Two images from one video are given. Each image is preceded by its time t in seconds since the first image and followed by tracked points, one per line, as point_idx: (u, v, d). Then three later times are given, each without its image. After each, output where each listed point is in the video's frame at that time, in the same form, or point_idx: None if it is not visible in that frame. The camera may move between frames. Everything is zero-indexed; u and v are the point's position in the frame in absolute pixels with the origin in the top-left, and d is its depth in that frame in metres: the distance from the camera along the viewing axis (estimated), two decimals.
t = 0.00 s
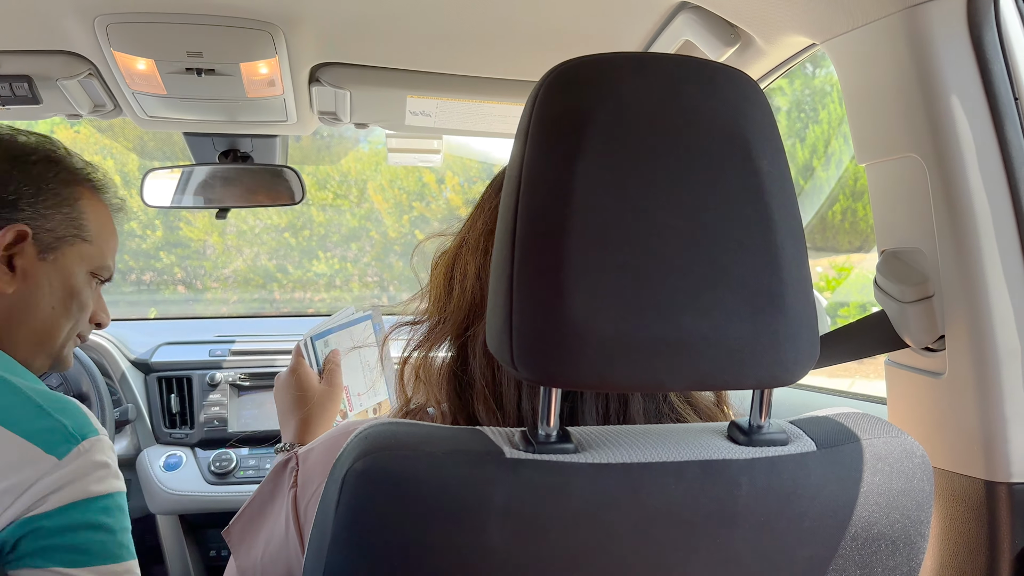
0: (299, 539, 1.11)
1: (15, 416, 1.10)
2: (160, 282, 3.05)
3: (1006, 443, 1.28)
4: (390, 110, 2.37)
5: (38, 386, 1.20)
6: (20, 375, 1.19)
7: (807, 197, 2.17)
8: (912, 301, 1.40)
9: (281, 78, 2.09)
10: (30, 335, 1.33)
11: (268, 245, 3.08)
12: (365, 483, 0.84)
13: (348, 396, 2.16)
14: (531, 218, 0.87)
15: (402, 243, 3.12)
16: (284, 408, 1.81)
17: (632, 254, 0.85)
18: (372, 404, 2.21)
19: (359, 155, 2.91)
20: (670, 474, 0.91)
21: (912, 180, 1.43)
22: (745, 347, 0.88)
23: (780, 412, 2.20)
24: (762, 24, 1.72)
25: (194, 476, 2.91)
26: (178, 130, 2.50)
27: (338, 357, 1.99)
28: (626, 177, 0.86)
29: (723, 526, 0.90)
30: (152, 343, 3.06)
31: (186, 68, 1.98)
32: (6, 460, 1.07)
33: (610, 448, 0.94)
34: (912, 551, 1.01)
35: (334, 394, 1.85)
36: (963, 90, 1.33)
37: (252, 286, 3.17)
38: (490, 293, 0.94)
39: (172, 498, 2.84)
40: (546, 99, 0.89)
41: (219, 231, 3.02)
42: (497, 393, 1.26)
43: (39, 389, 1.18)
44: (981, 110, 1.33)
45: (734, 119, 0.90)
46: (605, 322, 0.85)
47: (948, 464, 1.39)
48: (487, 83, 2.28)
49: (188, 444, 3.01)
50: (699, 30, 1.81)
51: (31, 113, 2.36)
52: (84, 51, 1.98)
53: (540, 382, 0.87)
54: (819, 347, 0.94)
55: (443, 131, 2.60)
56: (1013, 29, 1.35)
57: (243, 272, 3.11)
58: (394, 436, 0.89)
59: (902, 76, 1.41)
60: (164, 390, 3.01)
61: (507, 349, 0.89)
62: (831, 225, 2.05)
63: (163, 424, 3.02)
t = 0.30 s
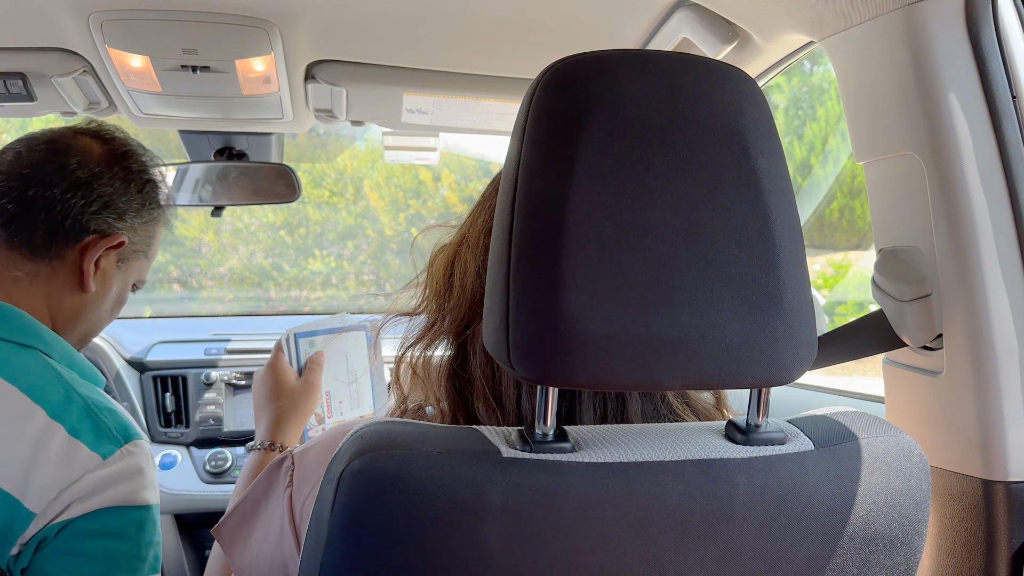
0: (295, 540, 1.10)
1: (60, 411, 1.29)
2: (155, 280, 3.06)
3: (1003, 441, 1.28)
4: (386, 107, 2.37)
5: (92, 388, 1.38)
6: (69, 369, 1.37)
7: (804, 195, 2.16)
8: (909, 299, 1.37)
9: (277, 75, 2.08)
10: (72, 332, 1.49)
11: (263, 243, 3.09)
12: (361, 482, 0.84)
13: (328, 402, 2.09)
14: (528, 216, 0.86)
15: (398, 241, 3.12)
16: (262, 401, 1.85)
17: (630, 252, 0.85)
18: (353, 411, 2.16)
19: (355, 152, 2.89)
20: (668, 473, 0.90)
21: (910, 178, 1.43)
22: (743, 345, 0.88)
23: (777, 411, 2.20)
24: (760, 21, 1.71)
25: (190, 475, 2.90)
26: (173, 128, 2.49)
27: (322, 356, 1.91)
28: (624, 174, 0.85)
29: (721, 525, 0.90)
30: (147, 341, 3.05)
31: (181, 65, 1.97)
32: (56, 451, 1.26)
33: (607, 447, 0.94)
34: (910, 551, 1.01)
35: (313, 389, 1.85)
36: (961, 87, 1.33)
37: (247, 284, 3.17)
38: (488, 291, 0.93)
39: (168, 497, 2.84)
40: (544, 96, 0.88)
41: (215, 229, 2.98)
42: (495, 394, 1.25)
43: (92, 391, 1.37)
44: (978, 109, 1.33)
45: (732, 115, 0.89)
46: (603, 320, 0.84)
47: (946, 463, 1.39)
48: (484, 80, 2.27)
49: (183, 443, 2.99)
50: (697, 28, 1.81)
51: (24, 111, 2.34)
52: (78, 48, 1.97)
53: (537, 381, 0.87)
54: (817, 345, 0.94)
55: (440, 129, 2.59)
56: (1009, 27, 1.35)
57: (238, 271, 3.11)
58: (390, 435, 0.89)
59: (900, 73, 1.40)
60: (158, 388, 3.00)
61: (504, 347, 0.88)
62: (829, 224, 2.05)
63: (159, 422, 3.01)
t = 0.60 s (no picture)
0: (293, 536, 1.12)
1: None
2: (150, 278, 3.16)
3: (1000, 440, 1.28)
4: (382, 105, 2.36)
5: None
6: None
7: (801, 194, 2.16)
8: (906, 297, 1.37)
9: (271, 72, 2.07)
10: None
11: (259, 242, 3.19)
12: (355, 481, 0.84)
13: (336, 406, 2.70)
14: (522, 213, 0.85)
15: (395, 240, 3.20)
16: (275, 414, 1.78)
17: (625, 249, 0.84)
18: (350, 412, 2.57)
19: (351, 151, 2.89)
20: (663, 472, 0.90)
21: (907, 177, 1.42)
22: (739, 343, 0.87)
23: (775, 410, 2.19)
24: (756, 19, 1.71)
25: (184, 474, 2.88)
26: (168, 125, 2.48)
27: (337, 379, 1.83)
28: (619, 171, 0.85)
29: (717, 525, 0.90)
30: (141, 340, 2.94)
31: (174, 62, 1.96)
32: None
33: (603, 446, 0.93)
34: (906, 551, 1.00)
35: (322, 403, 1.76)
36: (957, 84, 1.33)
37: (244, 283, 3.20)
38: (482, 289, 0.93)
39: (163, 496, 2.82)
40: (539, 92, 0.88)
41: (210, 228, 3.14)
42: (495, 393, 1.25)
43: None
44: (976, 106, 1.32)
45: (728, 111, 0.89)
46: (598, 318, 0.84)
47: (944, 463, 1.38)
48: (480, 77, 2.26)
49: (178, 442, 2.95)
50: (693, 25, 1.80)
51: (17, 108, 2.33)
52: (71, 45, 1.96)
53: (532, 379, 0.86)
54: (813, 343, 0.94)
55: (436, 126, 2.58)
56: (1006, 24, 1.34)
57: (234, 269, 3.20)
58: (385, 434, 0.89)
59: (897, 70, 1.40)
60: (153, 387, 2.93)
61: (498, 345, 0.88)
62: (826, 223, 2.05)
63: (153, 422, 2.96)
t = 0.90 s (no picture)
0: (296, 537, 1.11)
1: None
2: (148, 279, 3.08)
3: (1002, 441, 1.29)
4: (384, 107, 2.36)
5: None
6: None
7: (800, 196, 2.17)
8: (909, 300, 1.38)
9: (275, 75, 2.07)
10: None
11: (257, 243, 3.13)
12: (366, 482, 0.84)
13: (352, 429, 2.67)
14: (531, 217, 0.86)
15: (392, 240, 3.12)
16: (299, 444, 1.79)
17: (634, 253, 0.85)
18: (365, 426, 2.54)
19: (350, 152, 2.89)
20: (671, 474, 0.90)
21: (909, 180, 1.43)
22: (746, 346, 0.88)
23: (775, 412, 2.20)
24: (760, 23, 1.72)
25: (186, 475, 2.88)
26: (170, 127, 2.48)
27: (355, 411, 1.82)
28: (627, 175, 0.85)
29: (726, 526, 0.90)
30: (143, 341, 2.95)
31: (179, 65, 1.96)
32: None
33: (611, 447, 0.94)
34: (911, 551, 1.01)
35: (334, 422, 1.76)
36: (959, 89, 1.34)
37: (241, 284, 3.16)
38: (490, 293, 0.93)
39: (164, 497, 2.81)
40: (547, 97, 0.88)
41: (208, 228, 3.05)
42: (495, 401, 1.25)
43: None
44: (978, 110, 1.33)
45: (734, 116, 0.89)
46: (607, 321, 0.84)
47: (946, 464, 1.40)
48: (483, 80, 2.26)
49: (179, 443, 2.95)
50: (696, 28, 1.81)
51: (19, 110, 2.32)
52: (75, 48, 1.95)
53: (541, 382, 0.87)
54: (820, 346, 0.94)
55: (438, 128, 2.59)
56: (1008, 30, 1.35)
57: (231, 269, 3.14)
58: (394, 436, 0.89)
59: (901, 75, 1.41)
60: (154, 388, 2.92)
61: (507, 347, 0.88)
62: (824, 224, 2.06)
63: (154, 423, 2.95)
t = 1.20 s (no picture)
0: (290, 539, 1.12)
1: None
2: (143, 280, 3.05)
3: (995, 442, 1.29)
4: (379, 108, 2.36)
5: None
6: None
7: (796, 197, 2.18)
8: (903, 301, 1.38)
9: (269, 75, 2.07)
10: None
11: (253, 244, 3.13)
12: (357, 483, 0.84)
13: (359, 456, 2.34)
14: (523, 216, 0.86)
15: (389, 242, 3.09)
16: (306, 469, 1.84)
17: (626, 254, 0.84)
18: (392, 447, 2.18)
19: (346, 152, 2.92)
20: (663, 475, 0.90)
21: (903, 182, 1.43)
22: (739, 347, 0.88)
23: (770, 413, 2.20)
24: (754, 24, 1.72)
25: (180, 476, 2.87)
26: (164, 128, 2.48)
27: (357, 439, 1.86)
28: (619, 176, 0.85)
29: (718, 526, 0.90)
30: (137, 343, 2.92)
31: (172, 65, 1.96)
32: None
33: (603, 449, 0.94)
34: (903, 552, 1.00)
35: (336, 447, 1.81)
36: (952, 90, 1.34)
37: (237, 285, 3.13)
38: (483, 294, 0.93)
39: (158, 498, 2.80)
40: (540, 96, 0.88)
41: (204, 229, 3.07)
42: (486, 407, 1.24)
43: None
44: (971, 111, 1.33)
45: (727, 116, 0.89)
46: (599, 322, 0.84)
47: (939, 465, 1.40)
48: (478, 81, 2.26)
49: (174, 444, 2.95)
50: (690, 29, 1.81)
51: (13, 109, 2.31)
52: (68, 47, 1.95)
53: (533, 383, 0.87)
54: (812, 347, 0.94)
55: (433, 129, 2.59)
56: (1002, 30, 1.35)
57: (227, 271, 3.11)
58: (386, 436, 0.89)
59: (894, 77, 1.41)
60: (149, 390, 2.91)
61: (498, 348, 0.88)
62: (820, 226, 2.06)
63: (148, 424, 2.94)
